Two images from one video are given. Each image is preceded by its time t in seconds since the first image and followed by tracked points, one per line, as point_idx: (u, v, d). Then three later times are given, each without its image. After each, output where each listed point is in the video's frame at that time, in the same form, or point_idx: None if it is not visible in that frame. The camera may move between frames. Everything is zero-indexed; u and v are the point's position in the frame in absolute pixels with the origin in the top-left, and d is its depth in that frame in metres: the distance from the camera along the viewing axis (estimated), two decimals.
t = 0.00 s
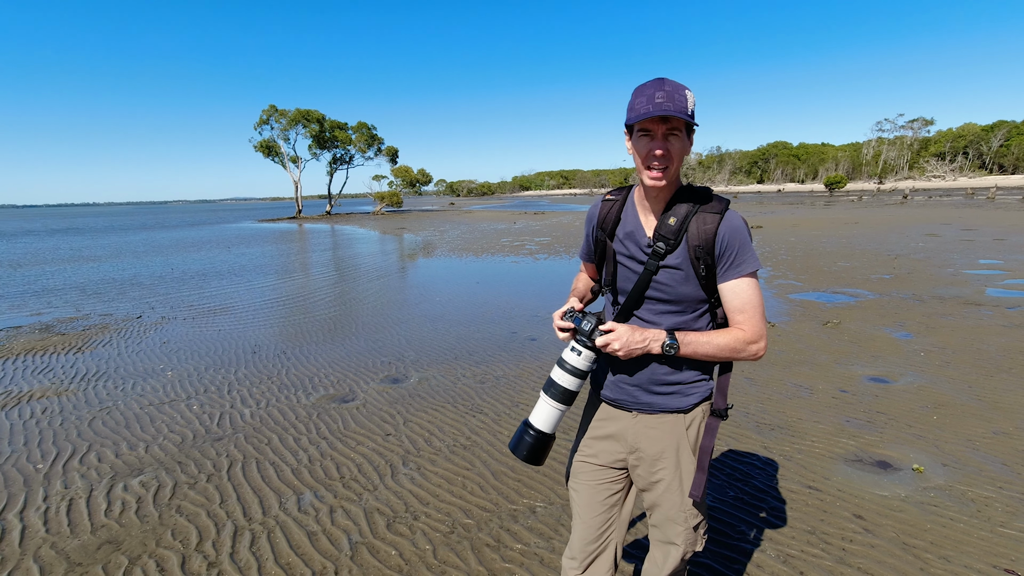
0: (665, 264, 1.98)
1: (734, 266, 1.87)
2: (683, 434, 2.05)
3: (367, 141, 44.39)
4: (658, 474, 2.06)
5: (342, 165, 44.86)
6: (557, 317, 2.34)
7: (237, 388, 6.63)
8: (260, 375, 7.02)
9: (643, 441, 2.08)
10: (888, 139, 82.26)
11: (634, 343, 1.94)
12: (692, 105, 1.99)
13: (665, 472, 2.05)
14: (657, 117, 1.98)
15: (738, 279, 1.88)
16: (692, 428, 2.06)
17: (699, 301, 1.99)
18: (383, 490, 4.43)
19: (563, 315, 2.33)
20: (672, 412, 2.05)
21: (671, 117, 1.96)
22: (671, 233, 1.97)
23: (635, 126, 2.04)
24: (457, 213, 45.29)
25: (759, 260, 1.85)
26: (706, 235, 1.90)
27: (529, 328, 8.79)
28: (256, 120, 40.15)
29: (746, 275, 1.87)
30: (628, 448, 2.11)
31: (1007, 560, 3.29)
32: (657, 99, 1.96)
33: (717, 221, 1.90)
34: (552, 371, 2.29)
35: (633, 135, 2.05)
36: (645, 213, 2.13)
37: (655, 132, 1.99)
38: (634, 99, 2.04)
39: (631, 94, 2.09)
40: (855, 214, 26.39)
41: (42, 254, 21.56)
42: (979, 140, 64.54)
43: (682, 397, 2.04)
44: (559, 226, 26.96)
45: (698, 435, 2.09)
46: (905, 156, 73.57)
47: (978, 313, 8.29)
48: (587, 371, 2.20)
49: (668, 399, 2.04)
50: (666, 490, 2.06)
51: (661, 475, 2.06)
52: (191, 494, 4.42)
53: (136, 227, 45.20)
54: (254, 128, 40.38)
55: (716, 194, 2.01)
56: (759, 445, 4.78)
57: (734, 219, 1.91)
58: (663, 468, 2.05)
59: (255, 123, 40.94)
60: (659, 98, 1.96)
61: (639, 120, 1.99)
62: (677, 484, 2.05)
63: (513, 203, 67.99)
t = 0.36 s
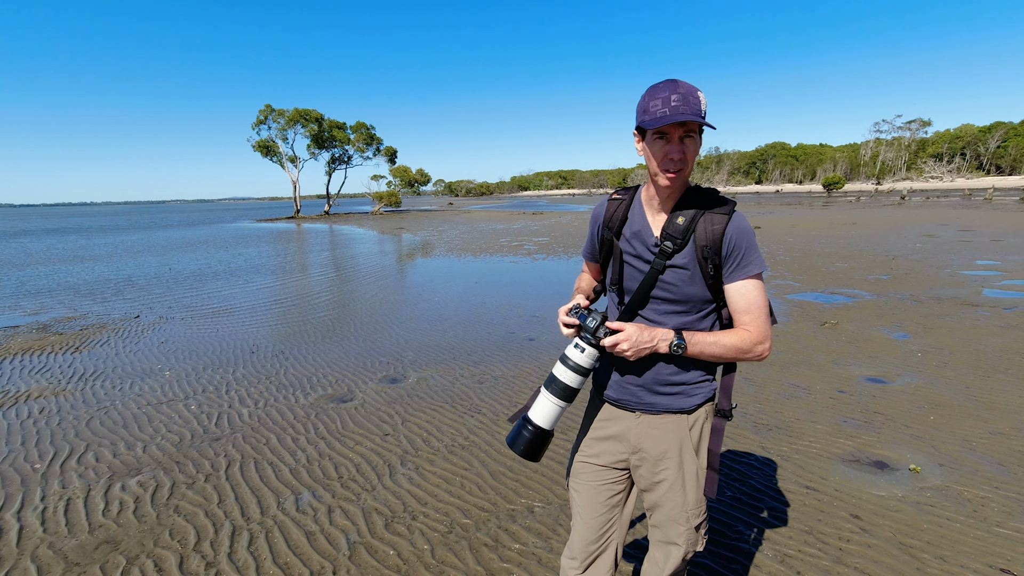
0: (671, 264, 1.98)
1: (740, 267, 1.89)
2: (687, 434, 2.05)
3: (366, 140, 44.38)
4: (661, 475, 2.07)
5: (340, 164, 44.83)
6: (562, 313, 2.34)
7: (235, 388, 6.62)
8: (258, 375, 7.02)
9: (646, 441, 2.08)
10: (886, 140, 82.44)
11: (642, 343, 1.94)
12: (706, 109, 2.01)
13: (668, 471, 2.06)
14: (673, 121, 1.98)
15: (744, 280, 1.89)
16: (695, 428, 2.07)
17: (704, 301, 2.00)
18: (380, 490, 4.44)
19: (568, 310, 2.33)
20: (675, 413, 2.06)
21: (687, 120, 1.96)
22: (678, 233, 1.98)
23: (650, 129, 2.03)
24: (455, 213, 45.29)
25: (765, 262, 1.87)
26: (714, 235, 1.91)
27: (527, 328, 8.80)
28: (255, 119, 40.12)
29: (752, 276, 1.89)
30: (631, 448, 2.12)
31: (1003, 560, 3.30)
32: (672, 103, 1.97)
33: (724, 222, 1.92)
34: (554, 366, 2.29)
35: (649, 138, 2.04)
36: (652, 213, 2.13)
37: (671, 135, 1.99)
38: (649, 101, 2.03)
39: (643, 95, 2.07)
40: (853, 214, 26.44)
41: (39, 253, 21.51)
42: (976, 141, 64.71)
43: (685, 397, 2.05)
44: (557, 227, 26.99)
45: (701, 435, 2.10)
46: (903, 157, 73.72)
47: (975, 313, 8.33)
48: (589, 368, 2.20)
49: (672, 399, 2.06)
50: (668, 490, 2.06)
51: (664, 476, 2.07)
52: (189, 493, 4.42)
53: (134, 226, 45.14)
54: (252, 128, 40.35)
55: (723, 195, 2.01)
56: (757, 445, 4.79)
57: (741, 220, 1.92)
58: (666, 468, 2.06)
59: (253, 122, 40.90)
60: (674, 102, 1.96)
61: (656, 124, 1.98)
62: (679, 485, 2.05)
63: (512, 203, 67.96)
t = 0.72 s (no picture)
0: (677, 263, 1.99)
1: (746, 266, 1.90)
2: (689, 433, 2.06)
3: (365, 140, 44.37)
4: (661, 474, 2.08)
5: (338, 165, 44.81)
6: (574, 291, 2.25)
7: (233, 388, 6.62)
8: (256, 375, 7.01)
9: (649, 440, 2.09)
10: (883, 141, 82.71)
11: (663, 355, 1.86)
12: (678, 128, 1.89)
13: (668, 471, 2.06)
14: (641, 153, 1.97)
15: (750, 280, 1.90)
16: (697, 428, 2.07)
17: (709, 301, 2.01)
18: (378, 490, 4.44)
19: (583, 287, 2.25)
20: (679, 413, 2.06)
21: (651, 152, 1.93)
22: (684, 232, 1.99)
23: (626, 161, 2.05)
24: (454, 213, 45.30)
25: (768, 261, 1.89)
26: (718, 235, 1.92)
27: (525, 328, 8.81)
28: (252, 119, 40.10)
29: (758, 275, 1.90)
30: (632, 447, 2.13)
31: (999, 560, 3.32)
32: (638, 137, 1.95)
33: (729, 222, 1.92)
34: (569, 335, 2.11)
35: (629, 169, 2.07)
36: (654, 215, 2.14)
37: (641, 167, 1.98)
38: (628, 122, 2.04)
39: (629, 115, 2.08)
40: (851, 215, 26.52)
41: (36, 253, 21.49)
42: (973, 143, 64.95)
43: (689, 397, 2.05)
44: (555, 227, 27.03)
45: (704, 434, 2.10)
46: (900, 158, 73.96)
47: (971, 314, 8.36)
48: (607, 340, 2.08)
49: (678, 399, 2.06)
50: (667, 489, 2.07)
51: (665, 475, 2.07)
52: (186, 494, 4.42)
53: (131, 226, 45.14)
54: (250, 128, 40.31)
55: (726, 195, 2.01)
56: (754, 446, 4.81)
57: (746, 220, 1.93)
58: (666, 467, 2.07)
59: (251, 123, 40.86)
60: (639, 136, 1.95)
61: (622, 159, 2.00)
62: (678, 484, 2.06)
63: (510, 204, 68.01)
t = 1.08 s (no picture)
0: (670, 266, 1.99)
1: (737, 266, 1.89)
2: (687, 437, 2.06)
3: (363, 141, 44.36)
4: (661, 480, 2.07)
5: (337, 165, 44.79)
6: (585, 300, 2.06)
7: (231, 388, 6.61)
8: (255, 375, 7.01)
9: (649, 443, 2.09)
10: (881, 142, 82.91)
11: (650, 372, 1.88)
12: (678, 130, 1.85)
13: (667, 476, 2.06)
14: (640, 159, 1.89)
15: (740, 280, 1.89)
16: (694, 433, 2.07)
17: (702, 302, 2.00)
18: (377, 490, 4.43)
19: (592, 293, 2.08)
20: (675, 417, 2.05)
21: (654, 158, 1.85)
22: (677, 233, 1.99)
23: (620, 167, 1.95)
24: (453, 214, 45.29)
25: (761, 261, 1.87)
26: (709, 236, 1.91)
27: (524, 328, 8.82)
28: (251, 119, 40.11)
29: (747, 276, 1.89)
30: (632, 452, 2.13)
31: (996, 560, 3.32)
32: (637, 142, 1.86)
33: (721, 222, 1.91)
34: (601, 345, 1.88)
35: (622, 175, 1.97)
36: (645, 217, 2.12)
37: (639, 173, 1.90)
38: (619, 128, 1.94)
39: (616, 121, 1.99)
40: (849, 216, 26.57)
41: (35, 253, 21.50)
42: (971, 144, 65.09)
43: (686, 402, 2.04)
44: (554, 228, 27.07)
45: (701, 438, 2.10)
46: (898, 159, 74.16)
47: (969, 314, 8.38)
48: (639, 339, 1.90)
49: (673, 404, 2.05)
50: (666, 494, 2.07)
51: (665, 479, 2.06)
52: (184, 494, 4.41)
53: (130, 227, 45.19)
54: (248, 128, 40.30)
55: (716, 194, 2.00)
56: (752, 446, 4.81)
57: (737, 220, 1.91)
58: (666, 472, 2.06)
59: (249, 123, 40.84)
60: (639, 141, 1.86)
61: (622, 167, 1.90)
62: (678, 488, 2.06)
63: (509, 204, 68.12)
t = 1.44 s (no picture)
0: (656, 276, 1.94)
1: (727, 270, 1.82)
2: (679, 454, 2.01)
3: (363, 140, 44.37)
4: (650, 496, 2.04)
5: (336, 165, 44.79)
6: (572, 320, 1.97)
7: (231, 388, 6.60)
8: (255, 376, 7.00)
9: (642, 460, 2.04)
10: (881, 142, 82.96)
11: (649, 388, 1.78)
12: (654, 132, 1.78)
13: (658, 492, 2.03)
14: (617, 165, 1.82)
15: (732, 284, 1.82)
16: (686, 451, 2.02)
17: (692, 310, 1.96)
18: (377, 490, 4.43)
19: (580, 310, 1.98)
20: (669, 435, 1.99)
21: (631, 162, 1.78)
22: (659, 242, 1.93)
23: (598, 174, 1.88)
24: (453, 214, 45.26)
25: (751, 263, 1.81)
26: (695, 240, 1.85)
27: (524, 328, 8.81)
28: (251, 119, 40.11)
29: (739, 279, 1.82)
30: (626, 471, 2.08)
31: (998, 561, 3.31)
32: (611, 147, 1.80)
33: (705, 224, 1.85)
34: (592, 371, 1.80)
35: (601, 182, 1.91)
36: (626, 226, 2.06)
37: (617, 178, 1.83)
38: (591, 134, 1.87)
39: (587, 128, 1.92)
40: (849, 216, 26.60)
41: (35, 253, 21.49)
42: (971, 143, 65.14)
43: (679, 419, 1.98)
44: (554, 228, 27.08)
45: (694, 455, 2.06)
46: (897, 158, 74.22)
47: (969, 314, 8.37)
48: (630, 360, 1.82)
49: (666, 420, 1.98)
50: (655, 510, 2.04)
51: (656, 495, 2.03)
52: (184, 494, 4.40)
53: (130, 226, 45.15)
54: (248, 128, 40.30)
55: (697, 194, 1.95)
56: (753, 446, 4.80)
57: (722, 221, 1.85)
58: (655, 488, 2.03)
59: (249, 123, 40.83)
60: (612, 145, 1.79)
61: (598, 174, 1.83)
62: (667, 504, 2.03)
63: (510, 204, 67.97)
